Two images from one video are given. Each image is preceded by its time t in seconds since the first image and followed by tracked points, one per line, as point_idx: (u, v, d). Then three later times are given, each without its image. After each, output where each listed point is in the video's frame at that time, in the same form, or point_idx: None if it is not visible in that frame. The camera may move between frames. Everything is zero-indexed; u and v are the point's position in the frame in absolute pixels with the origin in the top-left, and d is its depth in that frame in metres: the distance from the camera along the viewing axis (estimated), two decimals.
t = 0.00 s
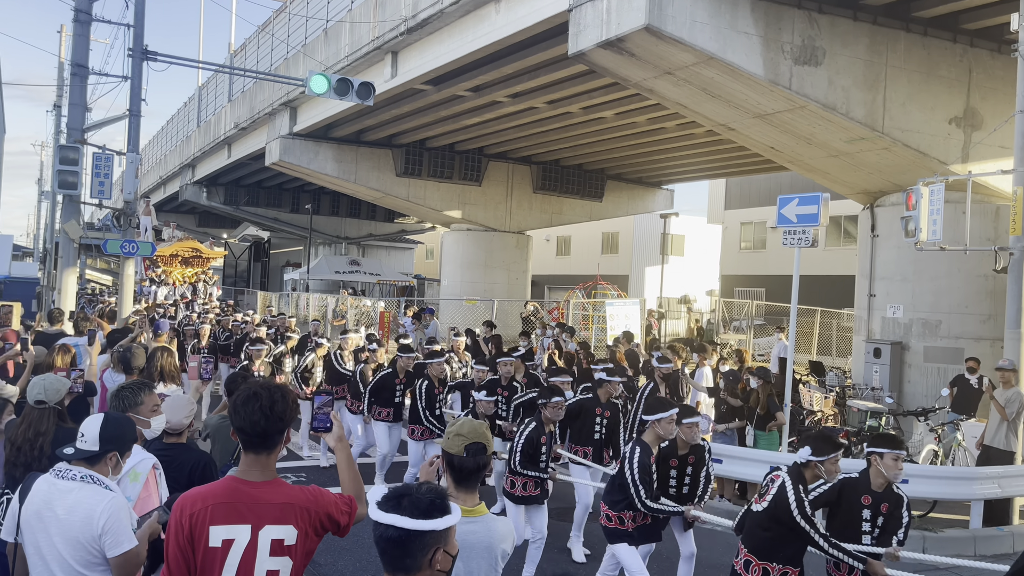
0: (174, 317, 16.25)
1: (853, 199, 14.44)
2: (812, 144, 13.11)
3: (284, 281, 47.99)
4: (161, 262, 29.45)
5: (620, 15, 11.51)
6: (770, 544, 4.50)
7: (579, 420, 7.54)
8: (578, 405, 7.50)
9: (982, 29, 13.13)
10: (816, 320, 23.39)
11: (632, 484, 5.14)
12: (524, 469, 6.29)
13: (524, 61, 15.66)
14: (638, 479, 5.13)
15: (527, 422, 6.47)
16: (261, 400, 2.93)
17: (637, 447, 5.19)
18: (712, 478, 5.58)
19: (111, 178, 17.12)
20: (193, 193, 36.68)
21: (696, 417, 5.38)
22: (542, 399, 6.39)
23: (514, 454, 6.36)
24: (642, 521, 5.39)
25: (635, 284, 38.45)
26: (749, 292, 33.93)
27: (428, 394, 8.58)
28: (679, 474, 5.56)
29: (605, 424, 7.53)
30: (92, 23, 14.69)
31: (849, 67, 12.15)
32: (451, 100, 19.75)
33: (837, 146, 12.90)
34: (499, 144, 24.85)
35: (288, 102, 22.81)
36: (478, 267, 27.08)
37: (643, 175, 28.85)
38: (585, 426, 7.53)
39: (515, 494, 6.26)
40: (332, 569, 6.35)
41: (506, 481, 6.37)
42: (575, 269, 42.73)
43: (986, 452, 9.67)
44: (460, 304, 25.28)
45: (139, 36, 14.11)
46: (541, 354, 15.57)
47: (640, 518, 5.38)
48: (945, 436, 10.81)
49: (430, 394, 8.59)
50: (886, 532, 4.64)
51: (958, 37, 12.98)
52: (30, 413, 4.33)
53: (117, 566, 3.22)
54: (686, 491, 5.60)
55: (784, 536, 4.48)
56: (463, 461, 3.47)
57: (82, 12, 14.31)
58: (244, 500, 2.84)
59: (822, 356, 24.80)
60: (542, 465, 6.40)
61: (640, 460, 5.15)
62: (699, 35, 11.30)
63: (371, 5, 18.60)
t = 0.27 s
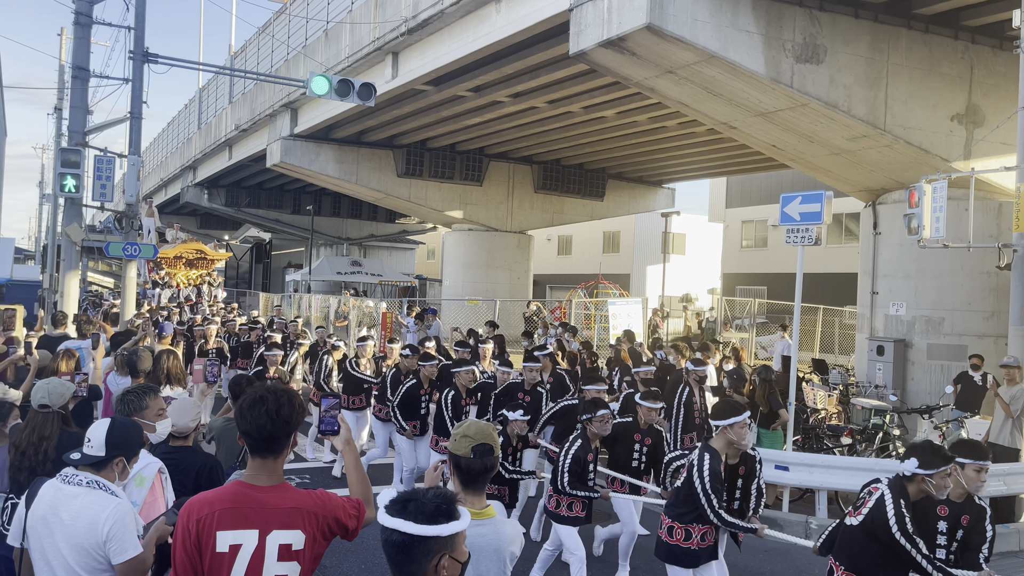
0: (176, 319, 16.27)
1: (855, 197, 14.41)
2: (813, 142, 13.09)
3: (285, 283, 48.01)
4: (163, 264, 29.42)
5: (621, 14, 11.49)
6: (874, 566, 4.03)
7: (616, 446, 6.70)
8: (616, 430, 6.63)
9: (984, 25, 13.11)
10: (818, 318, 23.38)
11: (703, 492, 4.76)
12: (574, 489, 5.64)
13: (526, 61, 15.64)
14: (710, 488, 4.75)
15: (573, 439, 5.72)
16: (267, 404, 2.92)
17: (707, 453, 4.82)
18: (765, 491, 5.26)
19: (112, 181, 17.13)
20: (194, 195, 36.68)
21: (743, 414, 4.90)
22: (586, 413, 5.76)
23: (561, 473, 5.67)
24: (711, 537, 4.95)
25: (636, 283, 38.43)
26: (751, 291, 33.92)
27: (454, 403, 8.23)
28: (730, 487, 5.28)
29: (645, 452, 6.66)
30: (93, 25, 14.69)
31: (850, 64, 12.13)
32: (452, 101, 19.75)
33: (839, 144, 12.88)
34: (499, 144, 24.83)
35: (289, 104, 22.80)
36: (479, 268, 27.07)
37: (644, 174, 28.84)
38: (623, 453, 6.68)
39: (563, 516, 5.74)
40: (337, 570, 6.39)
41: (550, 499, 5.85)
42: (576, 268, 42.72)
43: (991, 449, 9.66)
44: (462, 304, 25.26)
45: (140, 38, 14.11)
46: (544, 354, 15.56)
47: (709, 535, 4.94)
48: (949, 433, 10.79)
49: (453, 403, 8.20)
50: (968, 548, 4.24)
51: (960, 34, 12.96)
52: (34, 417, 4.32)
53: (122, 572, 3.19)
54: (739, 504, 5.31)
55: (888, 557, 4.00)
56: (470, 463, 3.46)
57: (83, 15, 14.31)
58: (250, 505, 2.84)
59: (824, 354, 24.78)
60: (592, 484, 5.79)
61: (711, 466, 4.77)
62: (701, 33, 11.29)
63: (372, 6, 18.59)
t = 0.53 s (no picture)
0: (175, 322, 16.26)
1: (853, 197, 14.42)
2: (811, 143, 13.11)
3: (283, 285, 47.99)
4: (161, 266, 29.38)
5: (619, 15, 11.50)
6: None
7: (673, 450, 6.47)
8: (675, 434, 6.37)
9: (981, 26, 13.13)
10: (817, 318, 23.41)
11: (787, 522, 4.28)
12: (626, 503, 5.45)
13: (523, 63, 15.65)
14: (795, 518, 4.27)
15: (625, 449, 5.49)
16: (267, 408, 2.92)
17: (793, 478, 4.34)
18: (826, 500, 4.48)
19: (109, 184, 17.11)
20: (191, 198, 36.64)
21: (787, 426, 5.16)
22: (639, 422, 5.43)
23: (614, 487, 5.46)
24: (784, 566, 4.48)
25: (635, 283, 38.45)
26: (749, 291, 33.96)
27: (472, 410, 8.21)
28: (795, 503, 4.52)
29: (703, 457, 6.43)
30: (90, 29, 14.68)
31: (848, 65, 12.14)
32: (450, 102, 19.74)
33: (837, 145, 12.90)
34: (497, 146, 24.83)
35: (286, 106, 22.79)
36: (478, 269, 27.09)
37: (642, 174, 28.86)
38: (680, 459, 6.46)
39: (612, 531, 5.60)
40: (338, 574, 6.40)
41: (599, 514, 5.67)
42: (574, 269, 42.74)
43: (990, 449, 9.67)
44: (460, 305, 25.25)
45: (138, 41, 14.10)
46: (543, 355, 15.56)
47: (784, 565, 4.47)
48: (949, 433, 10.79)
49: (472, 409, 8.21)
50: None
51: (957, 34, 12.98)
52: (33, 422, 4.32)
53: None
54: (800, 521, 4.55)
55: None
56: (473, 466, 3.45)
57: (80, 18, 14.30)
58: (253, 509, 2.84)
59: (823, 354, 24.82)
60: (643, 496, 5.56)
61: (799, 493, 4.30)
62: (699, 34, 11.30)
63: (370, 8, 18.60)
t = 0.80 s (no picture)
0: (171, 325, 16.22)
1: (849, 199, 14.44)
2: (807, 145, 13.12)
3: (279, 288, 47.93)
4: (157, 270, 29.29)
5: (616, 18, 11.50)
6: None
7: (726, 465, 5.90)
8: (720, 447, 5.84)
9: (976, 28, 13.15)
10: (813, 320, 23.45)
11: (873, 544, 3.75)
12: (679, 524, 4.89)
13: (519, 65, 15.64)
14: (884, 539, 3.74)
15: (679, 463, 4.95)
16: (259, 411, 2.91)
17: (881, 495, 3.80)
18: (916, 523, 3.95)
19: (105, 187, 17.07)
20: (187, 201, 36.57)
21: (861, 438, 4.82)
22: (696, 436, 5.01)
23: (665, 507, 4.92)
24: None
25: (631, 286, 38.46)
26: (746, 293, 33.99)
27: (498, 418, 7.26)
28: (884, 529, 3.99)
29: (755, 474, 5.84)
30: (85, 31, 14.65)
31: (844, 67, 12.15)
32: (446, 105, 19.73)
33: (832, 147, 12.91)
34: (494, 148, 24.83)
35: (282, 108, 22.76)
36: (474, 272, 27.10)
37: (638, 177, 28.86)
38: (728, 473, 5.89)
39: (663, 557, 5.05)
40: None
41: (650, 537, 5.13)
42: (571, 271, 42.75)
43: (987, 450, 9.64)
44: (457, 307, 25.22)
45: (133, 43, 14.07)
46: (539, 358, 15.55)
47: None
48: (945, 435, 10.79)
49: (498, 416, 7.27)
50: None
51: (952, 37, 12.99)
52: (27, 424, 4.29)
53: None
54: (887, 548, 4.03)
55: None
56: (468, 469, 3.43)
57: (75, 20, 14.27)
58: (247, 513, 2.82)
59: (820, 356, 24.84)
60: (697, 518, 5.02)
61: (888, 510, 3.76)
62: (694, 37, 11.30)
63: (366, 10, 18.59)
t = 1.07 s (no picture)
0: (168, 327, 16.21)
1: (847, 201, 14.45)
2: (805, 146, 13.13)
3: (277, 289, 47.91)
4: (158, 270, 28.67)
5: (613, 19, 11.51)
6: None
7: (780, 490, 5.18)
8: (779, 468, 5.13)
9: (973, 29, 13.17)
10: (811, 321, 23.47)
11: None
12: (734, 547, 4.52)
13: (517, 66, 15.66)
14: None
15: (729, 480, 4.62)
16: (253, 412, 2.92)
17: (988, 526, 3.51)
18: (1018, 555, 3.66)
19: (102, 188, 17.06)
20: (185, 202, 36.56)
21: (963, 451, 4.33)
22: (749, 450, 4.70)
23: (716, 526, 4.57)
24: None
25: (629, 287, 38.47)
26: (744, 294, 34.00)
27: (526, 424, 6.92)
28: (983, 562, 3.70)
29: (815, 505, 5.11)
30: (83, 32, 14.64)
31: (841, 68, 12.17)
32: (444, 106, 19.73)
33: (830, 148, 12.92)
34: (492, 149, 24.84)
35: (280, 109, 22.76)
36: (473, 273, 27.11)
37: (636, 178, 28.87)
38: (786, 501, 5.15)
39: None
40: None
41: (702, 557, 4.79)
42: (569, 273, 42.77)
43: (984, 452, 9.64)
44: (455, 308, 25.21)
45: (130, 45, 14.07)
46: (537, 359, 15.55)
47: None
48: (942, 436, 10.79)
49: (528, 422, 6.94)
50: None
51: (949, 38, 13.02)
52: (25, 423, 4.27)
53: None
54: None
55: None
56: (463, 471, 3.43)
57: (73, 21, 14.26)
58: (241, 513, 2.82)
59: (818, 357, 24.85)
60: (752, 540, 4.66)
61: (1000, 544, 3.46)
62: (692, 38, 11.31)
63: (364, 11, 18.59)
